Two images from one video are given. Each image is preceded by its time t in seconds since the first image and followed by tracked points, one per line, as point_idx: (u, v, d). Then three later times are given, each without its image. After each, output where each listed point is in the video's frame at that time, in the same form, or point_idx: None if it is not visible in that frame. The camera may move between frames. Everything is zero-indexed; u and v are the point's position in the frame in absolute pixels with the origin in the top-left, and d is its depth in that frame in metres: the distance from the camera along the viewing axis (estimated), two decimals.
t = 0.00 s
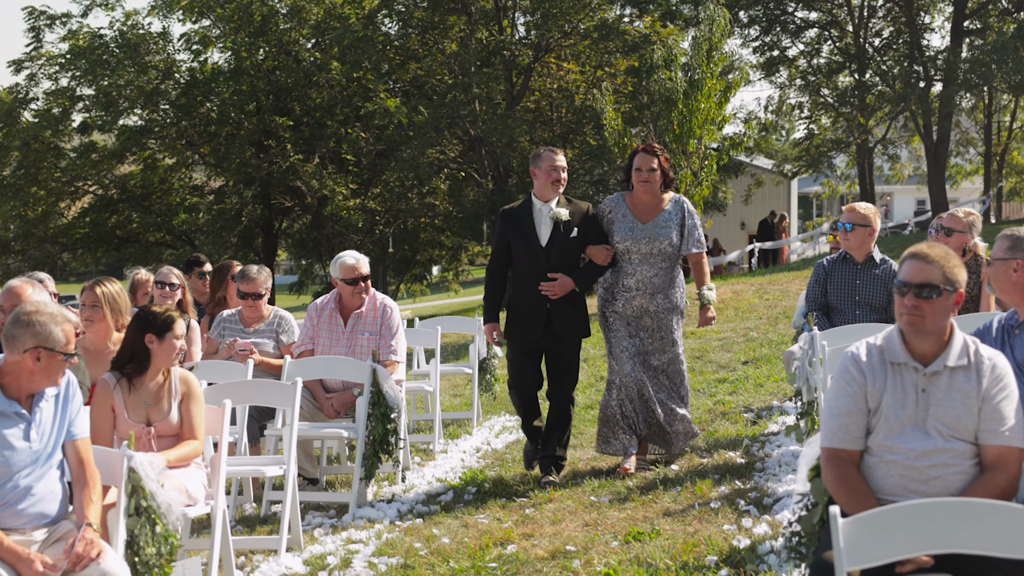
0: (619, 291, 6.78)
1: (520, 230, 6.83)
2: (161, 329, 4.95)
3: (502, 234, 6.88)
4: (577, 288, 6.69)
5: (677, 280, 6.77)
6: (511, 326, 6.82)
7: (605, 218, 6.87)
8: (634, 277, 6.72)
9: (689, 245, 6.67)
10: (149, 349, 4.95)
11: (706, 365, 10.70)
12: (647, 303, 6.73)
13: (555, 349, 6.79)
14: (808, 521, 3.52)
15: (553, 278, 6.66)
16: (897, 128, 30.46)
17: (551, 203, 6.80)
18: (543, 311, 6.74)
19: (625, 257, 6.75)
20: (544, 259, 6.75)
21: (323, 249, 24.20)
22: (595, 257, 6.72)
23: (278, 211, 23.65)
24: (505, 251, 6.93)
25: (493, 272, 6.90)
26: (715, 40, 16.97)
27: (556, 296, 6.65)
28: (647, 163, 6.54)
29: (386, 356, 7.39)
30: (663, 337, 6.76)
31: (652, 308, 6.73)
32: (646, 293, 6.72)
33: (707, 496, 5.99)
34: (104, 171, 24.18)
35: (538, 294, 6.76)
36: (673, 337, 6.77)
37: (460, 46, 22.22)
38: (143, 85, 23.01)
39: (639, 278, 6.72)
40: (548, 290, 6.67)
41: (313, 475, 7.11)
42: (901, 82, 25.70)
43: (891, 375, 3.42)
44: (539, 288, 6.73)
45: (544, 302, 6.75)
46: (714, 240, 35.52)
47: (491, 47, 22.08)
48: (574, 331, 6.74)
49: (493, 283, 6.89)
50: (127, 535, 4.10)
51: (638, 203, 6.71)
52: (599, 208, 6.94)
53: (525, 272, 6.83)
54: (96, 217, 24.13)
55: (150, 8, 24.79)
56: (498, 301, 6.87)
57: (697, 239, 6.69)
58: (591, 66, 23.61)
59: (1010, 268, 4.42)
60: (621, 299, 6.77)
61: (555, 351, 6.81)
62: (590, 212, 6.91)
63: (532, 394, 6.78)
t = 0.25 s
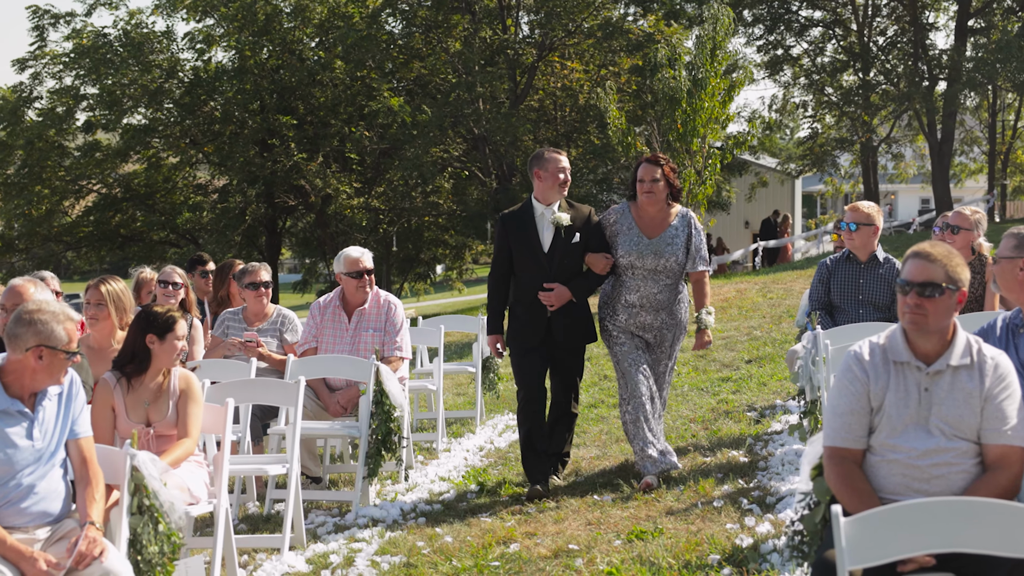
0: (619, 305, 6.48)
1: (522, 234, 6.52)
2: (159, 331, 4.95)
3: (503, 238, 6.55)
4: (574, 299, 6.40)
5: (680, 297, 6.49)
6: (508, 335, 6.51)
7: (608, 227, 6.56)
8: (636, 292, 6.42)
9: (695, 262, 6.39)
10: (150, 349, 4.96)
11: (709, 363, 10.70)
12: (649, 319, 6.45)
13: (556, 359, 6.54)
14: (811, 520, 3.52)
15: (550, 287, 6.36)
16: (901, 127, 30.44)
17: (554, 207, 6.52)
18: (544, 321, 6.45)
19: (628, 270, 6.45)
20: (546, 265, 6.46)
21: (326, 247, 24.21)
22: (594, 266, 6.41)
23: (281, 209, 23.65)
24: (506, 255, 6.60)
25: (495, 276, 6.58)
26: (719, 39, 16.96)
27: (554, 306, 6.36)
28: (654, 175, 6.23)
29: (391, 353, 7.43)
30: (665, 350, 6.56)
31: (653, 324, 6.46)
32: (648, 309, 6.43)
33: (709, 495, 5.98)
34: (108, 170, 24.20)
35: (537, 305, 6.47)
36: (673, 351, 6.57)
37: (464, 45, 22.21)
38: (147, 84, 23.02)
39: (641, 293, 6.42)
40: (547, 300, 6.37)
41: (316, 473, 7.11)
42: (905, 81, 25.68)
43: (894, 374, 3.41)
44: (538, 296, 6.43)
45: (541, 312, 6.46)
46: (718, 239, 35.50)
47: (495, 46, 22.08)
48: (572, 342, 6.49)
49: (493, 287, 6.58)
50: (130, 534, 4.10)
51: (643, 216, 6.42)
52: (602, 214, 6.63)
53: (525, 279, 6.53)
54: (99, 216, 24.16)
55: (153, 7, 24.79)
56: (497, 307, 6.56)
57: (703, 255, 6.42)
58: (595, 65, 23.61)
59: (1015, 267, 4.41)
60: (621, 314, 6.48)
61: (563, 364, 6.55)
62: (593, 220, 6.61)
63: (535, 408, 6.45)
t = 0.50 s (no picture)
0: (621, 301, 6.24)
1: (518, 227, 6.32)
2: (160, 330, 4.97)
3: (498, 234, 6.37)
4: (571, 294, 6.18)
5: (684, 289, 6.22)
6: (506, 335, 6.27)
7: (607, 221, 6.33)
8: (636, 286, 6.18)
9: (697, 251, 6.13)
10: (153, 348, 4.98)
11: (714, 362, 10.70)
12: (651, 314, 6.18)
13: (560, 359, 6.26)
14: (813, 519, 3.53)
15: (545, 281, 6.16)
16: (907, 126, 30.42)
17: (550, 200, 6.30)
18: (541, 319, 6.20)
19: (628, 263, 6.20)
20: (543, 259, 6.24)
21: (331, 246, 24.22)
22: (591, 259, 6.18)
23: (287, 208, 23.66)
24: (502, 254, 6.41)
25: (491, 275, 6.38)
26: (724, 38, 16.94)
27: (550, 301, 6.14)
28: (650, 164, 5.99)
29: (398, 351, 7.45)
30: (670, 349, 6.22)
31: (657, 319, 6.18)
32: (649, 303, 6.17)
33: (712, 493, 5.99)
34: (114, 169, 24.23)
35: (533, 301, 6.23)
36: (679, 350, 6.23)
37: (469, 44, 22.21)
38: (152, 83, 23.06)
39: (642, 286, 6.16)
40: (543, 296, 6.16)
41: (320, 472, 7.12)
42: (911, 80, 25.67)
43: (896, 373, 3.42)
44: (534, 292, 6.22)
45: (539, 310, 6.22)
46: (724, 239, 35.51)
47: (500, 45, 22.08)
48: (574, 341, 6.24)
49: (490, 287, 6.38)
50: (134, 531, 4.12)
51: (641, 207, 6.18)
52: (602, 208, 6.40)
53: (522, 275, 6.32)
54: (105, 215, 24.22)
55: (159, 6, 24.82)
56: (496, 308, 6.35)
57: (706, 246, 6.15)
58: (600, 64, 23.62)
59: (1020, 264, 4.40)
60: (622, 309, 6.23)
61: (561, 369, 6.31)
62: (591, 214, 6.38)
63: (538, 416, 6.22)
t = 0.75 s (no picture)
0: (625, 299, 6.08)
1: (516, 223, 6.10)
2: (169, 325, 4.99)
3: (495, 228, 6.15)
4: (569, 294, 5.94)
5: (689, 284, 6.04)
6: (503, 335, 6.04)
7: (605, 218, 6.14)
8: (640, 283, 6.01)
9: (700, 243, 5.96)
10: (159, 346, 5.00)
11: (719, 361, 10.70)
12: (657, 311, 6.01)
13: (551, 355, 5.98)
14: (816, 517, 3.52)
15: (542, 280, 5.92)
16: (913, 125, 30.40)
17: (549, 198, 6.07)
18: (536, 319, 5.98)
19: (628, 260, 6.04)
20: (542, 256, 6.01)
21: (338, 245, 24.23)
22: (590, 259, 5.97)
23: (293, 207, 23.67)
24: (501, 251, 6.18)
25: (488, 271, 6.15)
26: (730, 37, 16.93)
27: (546, 301, 5.90)
28: (647, 159, 5.83)
29: (401, 350, 7.44)
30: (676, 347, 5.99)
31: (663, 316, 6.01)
32: (654, 300, 6.01)
33: (718, 492, 5.99)
34: (121, 168, 24.26)
35: (531, 300, 6.00)
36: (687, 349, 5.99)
37: (475, 43, 22.22)
38: (159, 82, 23.09)
39: (645, 284, 6.01)
40: (538, 296, 5.92)
41: (326, 470, 7.13)
42: (918, 79, 25.66)
43: (899, 371, 3.42)
44: (530, 290, 5.98)
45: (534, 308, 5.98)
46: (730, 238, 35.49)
47: (507, 45, 22.09)
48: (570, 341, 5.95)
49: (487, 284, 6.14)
50: (138, 529, 4.13)
51: (639, 202, 6.01)
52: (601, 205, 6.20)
53: (520, 274, 6.09)
54: (112, 213, 24.26)
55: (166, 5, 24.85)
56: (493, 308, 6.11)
57: (709, 238, 5.99)
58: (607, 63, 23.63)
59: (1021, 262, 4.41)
60: (628, 309, 6.07)
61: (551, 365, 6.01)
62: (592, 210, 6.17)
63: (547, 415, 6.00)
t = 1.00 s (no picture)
0: (629, 304, 5.86)
1: (517, 223, 5.85)
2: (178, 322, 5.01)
3: (496, 230, 5.89)
4: (573, 298, 5.71)
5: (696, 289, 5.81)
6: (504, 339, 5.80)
7: (610, 220, 5.91)
8: (644, 288, 5.79)
9: (706, 248, 5.73)
10: (171, 343, 5.01)
11: (728, 359, 10.70)
12: (661, 317, 5.79)
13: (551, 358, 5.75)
14: (822, 514, 3.53)
15: (547, 285, 5.69)
16: (925, 123, 30.37)
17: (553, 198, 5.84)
18: (540, 322, 5.75)
19: (633, 264, 5.82)
20: (545, 259, 5.77)
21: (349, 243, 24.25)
22: (594, 263, 5.76)
23: (305, 205, 23.69)
24: (501, 252, 5.91)
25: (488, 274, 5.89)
26: (740, 35, 16.91)
27: (551, 305, 5.67)
28: (655, 158, 5.59)
29: (410, 347, 7.45)
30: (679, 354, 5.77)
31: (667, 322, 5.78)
32: (659, 305, 5.78)
33: (726, 489, 6.00)
34: (132, 166, 24.32)
35: (533, 304, 5.76)
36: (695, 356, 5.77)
37: (486, 41, 22.22)
38: (171, 80, 23.15)
39: (650, 288, 5.78)
40: (543, 301, 5.68)
41: (335, 467, 7.15)
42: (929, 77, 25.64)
43: (904, 367, 3.43)
44: (533, 295, 5.75)
45: (538, 312, 5.75)
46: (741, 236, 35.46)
47: (517, 42, 22.09)
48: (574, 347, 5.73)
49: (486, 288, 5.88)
50: (147, 524, 4.15)
51: (644, 204, 5.79)
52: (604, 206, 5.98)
53: (521, 277, 5.84)
54: (124, 211, 24.31)
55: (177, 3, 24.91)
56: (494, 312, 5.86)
57: (715, 242, 5.77)
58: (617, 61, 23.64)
59: None
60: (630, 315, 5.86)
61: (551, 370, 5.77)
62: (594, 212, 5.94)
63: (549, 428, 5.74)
